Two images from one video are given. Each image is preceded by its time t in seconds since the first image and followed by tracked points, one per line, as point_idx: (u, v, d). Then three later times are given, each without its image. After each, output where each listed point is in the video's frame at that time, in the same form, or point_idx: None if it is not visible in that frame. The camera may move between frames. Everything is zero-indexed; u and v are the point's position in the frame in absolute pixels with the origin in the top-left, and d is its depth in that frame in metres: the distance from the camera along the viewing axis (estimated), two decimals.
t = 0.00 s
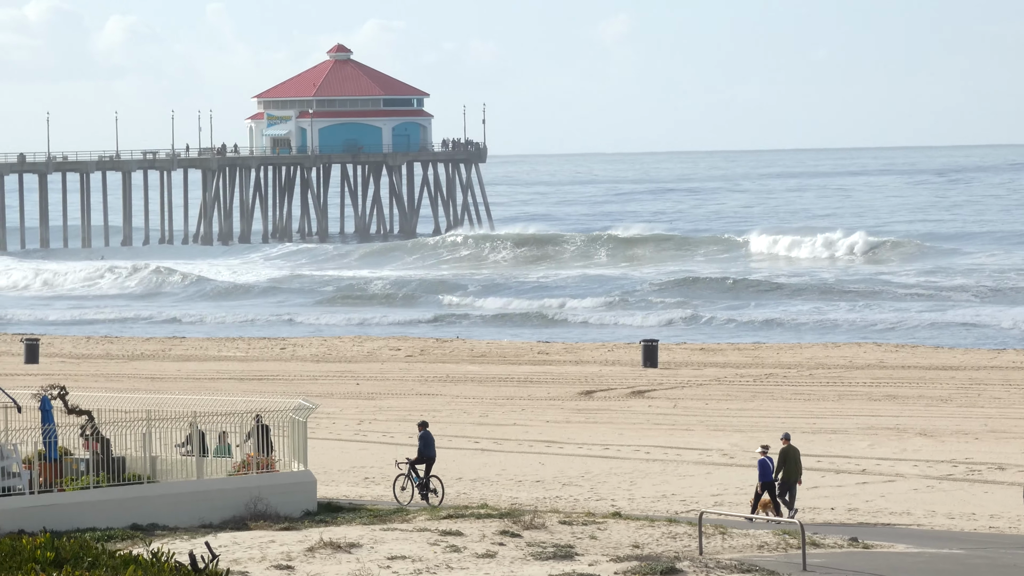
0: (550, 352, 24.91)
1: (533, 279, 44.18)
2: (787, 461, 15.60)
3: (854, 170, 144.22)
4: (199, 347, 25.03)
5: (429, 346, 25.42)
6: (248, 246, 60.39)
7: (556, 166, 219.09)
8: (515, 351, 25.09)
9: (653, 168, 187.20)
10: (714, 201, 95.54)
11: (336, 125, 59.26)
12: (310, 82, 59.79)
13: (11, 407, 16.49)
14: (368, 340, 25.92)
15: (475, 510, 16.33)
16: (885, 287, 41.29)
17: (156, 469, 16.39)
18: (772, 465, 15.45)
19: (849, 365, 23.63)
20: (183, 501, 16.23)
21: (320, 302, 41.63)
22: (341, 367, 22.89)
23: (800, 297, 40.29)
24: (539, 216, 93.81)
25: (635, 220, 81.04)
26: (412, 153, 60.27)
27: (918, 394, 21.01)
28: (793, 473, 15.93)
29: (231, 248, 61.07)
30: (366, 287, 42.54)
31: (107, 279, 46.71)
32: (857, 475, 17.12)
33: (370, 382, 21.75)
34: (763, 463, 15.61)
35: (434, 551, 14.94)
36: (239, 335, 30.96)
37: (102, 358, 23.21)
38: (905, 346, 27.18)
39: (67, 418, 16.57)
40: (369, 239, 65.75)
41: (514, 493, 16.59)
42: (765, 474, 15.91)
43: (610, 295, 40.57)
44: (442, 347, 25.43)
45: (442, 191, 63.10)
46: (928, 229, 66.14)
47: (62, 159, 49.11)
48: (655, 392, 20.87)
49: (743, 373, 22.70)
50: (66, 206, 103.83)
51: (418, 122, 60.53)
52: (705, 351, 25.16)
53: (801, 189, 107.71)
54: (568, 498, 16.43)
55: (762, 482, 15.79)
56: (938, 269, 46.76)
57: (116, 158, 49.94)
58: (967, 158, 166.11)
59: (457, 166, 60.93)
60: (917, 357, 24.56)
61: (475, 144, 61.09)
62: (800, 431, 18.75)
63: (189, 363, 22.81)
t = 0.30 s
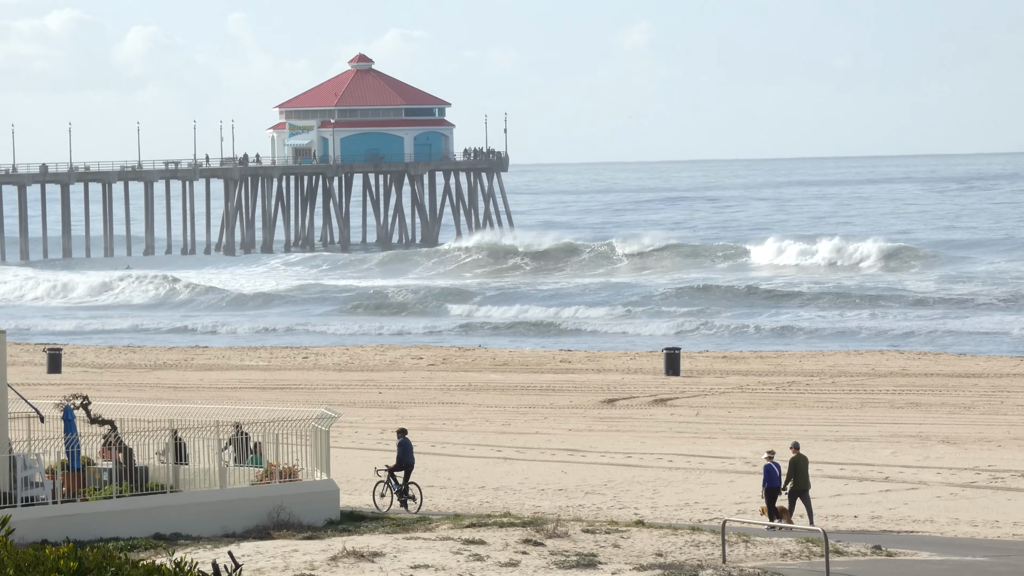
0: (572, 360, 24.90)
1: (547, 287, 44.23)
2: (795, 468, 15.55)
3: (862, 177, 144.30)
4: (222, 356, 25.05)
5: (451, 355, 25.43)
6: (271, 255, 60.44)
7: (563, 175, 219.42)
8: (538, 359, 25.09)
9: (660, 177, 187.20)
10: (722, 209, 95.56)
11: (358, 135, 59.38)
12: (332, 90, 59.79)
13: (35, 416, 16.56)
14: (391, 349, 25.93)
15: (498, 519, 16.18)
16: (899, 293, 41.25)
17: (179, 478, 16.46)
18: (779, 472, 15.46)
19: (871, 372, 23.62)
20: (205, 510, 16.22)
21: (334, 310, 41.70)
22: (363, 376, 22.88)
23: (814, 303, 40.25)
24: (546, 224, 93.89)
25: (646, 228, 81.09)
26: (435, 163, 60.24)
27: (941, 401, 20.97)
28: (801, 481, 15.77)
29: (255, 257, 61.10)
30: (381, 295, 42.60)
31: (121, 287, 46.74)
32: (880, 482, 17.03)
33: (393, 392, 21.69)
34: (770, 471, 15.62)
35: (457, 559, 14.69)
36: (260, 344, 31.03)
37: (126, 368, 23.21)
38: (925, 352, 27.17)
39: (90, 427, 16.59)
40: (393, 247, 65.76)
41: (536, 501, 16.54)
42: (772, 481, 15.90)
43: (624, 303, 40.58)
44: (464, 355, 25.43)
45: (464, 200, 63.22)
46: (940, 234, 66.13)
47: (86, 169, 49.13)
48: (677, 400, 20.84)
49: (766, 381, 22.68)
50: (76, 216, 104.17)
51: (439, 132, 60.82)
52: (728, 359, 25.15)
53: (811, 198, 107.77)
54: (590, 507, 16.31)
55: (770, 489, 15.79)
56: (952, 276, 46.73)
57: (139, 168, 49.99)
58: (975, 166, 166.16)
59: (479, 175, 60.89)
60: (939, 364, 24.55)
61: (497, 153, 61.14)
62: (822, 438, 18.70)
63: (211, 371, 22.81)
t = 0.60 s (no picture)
0: (593, 371, 24.90)
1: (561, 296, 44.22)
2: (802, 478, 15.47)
3: (872, 187, 144.22)
4: (244, 367, 25.07)
5: (473, 366, 25.43)
6: (292, 266, 60.33)
7: (572, 186, 219.68)
8: (560, 369, 25.08)
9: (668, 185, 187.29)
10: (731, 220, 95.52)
11: (380, 144, 59.37)
12: (353, 101, 59.81)
13: (57, 428, 16.66)
14: (413, 359, 25.95)
15: (520, 531, 16.08)
16: (912, 303, 41.17)
17: (201, 490, 16.48)
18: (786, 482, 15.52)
19: (894, 383, 23.58)
20: (229, 522, 16.23)
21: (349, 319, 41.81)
22: (386, 387, 22.87)
23: (827, 312, 40.17)
24: (555, 232, 94.01)
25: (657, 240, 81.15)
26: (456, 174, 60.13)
27: (963, 412, 20.91)
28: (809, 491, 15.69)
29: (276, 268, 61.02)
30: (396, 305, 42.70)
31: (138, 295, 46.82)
32: (903, 494, 16.94)
33: (415, 402, 21.67)
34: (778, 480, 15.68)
35: (479, 570, 14.48)
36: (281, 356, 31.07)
37: (150, 379, 23.24)
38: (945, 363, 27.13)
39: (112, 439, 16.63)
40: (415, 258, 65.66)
41: (558, 513, 16.47)
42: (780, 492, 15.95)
43: (638, 312, 40.55)
44: (486, 365, 25.42)
45: (486, 211, 63.07)
46: (951, 246, 66.05)
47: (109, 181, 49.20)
48: (698, 411, 20.82)
49: (789, 392, 22.65)
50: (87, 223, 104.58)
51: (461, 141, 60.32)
52: (750, 369, 25.14)
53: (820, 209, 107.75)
54: (613, 519, 16.23)
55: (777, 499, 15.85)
56: (965, 286, 46.68)
57: (162, 179, 50.08)
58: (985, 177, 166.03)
59: (500, 186, 60.76)
60: (961, 374, 24.48)
61: (519, 163, 60.96)
62: (845, 450, 18.65)
63: (234, 382, 22.82)
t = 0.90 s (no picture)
0: (616, 380, 24.87)
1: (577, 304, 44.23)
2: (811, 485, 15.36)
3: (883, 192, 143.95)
4: (267, 376, 25.09)
5: (495, 375, 25.41)
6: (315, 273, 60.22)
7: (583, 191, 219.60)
8: (582, 378, 25.06)
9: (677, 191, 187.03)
10: (741, 228, 95.41)
11: (401, 154, 59.03)
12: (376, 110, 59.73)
13: (79, 437, 16.66)
14: (435, 368, 25.95)
15: (543, 539, 15.97)
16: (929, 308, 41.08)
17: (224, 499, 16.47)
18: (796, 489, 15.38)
19: (918, 391, 23.52)
20: (253, 531, 16.22)
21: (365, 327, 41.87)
22: (408, 396, 22.85)
23: (843, 319, 40.09)
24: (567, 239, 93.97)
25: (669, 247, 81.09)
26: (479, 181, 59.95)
27: (987, 421, 20.83)
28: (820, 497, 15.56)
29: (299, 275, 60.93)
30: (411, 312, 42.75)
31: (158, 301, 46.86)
32: (926, 502, 16.85)
33: (437, 411, 21.66)
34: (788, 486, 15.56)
35: None
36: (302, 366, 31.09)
37: (174, 388, 23.25)
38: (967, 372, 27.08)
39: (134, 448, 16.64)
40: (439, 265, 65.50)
41: (581, 522, 16.41)
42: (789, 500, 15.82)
43: (655, 319, 40.49)
44: (508, 374, 25.42)
45: (508, 220, 63.03)
46: (965, 252, 65.89)
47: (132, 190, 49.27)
48: (721, 420, 20.81)
49: (812, 400, 22.61)
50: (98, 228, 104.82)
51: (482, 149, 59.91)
52: (773, 378, 25.11)
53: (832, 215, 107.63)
54: (636, 527, 16.15)
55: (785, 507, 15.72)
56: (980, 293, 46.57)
57: (184, 188, 50.22)
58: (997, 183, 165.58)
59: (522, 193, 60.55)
60: (984, 383, 24.39)
61: (541, 171, 60.89)
62: (868, 458, 18.60)
63: (256, 392, 22.84)
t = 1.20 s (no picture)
0: (640, 390, 24.83)
1: (594, 314, 44.24)
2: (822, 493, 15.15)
3: (893, 202, 143.78)
4: (291, 387, 25.07)
5: (520, 385, 25.38)
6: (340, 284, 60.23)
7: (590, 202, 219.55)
8: (607, 388, 25.03)
9: (686, 202, 187.03)
10: (752, 239, 95.37)
11: (426, 163, 58.98)
12: (399, 121, 59.94)
13: (106, 447, 16.74)
14: (460, 379, 25.90)
15: (568, 548, 15.88)
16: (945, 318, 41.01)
17: (249, 508, 16.46)
18: (808, 497, 15.28)
19: (942, 401, 23.48)
20: (278, 540, 16.24)
21: (382, 336, 41.96)
22: (433, 406, 22.83)
23: (860, 330, 40.05)
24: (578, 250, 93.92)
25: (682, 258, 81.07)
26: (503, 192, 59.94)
27: (1012, 431, 20.77)
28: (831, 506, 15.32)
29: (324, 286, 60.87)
30: (429, 320, 42.81)
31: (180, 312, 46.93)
32: (950, 511, 16.79)
33: (462, 421, 21.64)
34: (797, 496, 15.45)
35: None
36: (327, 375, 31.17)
37: (198, 398, 23.25)
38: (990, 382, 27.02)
39: (159, 458, 16.68)
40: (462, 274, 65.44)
41: (605, 531, 16.37)
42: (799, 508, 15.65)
43: (672, 330, 40.42)
44: (533, 385, 25.39)
45: (532, 230, 62.96)
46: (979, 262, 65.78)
47: (156, 200, 49.28)
48: (746, 429, 20.80)
49: (837, 410, 22.58)
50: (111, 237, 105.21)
51: (507, 159, 60.41)
52: (797, 388, 25.08)
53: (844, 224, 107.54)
54: (660, 537, 16.06)
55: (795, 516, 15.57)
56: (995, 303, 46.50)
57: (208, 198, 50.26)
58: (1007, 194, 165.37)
59: (547, 203, 60.49)
60: (1009, 393, 24.32)
61: (565, 182, 60.85)
62: (892, 468, 18.57)
63: (281, 402, 22.84)
